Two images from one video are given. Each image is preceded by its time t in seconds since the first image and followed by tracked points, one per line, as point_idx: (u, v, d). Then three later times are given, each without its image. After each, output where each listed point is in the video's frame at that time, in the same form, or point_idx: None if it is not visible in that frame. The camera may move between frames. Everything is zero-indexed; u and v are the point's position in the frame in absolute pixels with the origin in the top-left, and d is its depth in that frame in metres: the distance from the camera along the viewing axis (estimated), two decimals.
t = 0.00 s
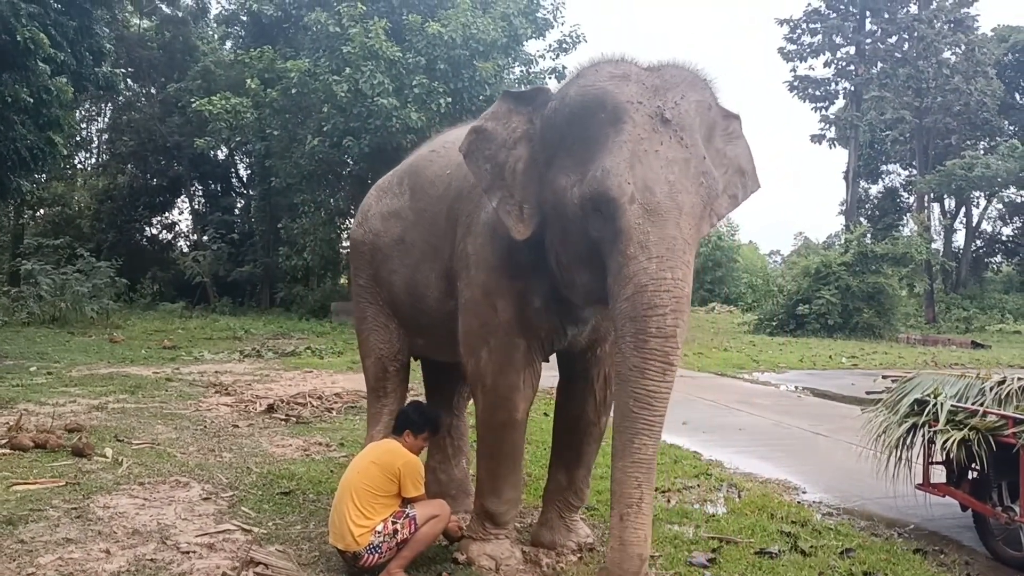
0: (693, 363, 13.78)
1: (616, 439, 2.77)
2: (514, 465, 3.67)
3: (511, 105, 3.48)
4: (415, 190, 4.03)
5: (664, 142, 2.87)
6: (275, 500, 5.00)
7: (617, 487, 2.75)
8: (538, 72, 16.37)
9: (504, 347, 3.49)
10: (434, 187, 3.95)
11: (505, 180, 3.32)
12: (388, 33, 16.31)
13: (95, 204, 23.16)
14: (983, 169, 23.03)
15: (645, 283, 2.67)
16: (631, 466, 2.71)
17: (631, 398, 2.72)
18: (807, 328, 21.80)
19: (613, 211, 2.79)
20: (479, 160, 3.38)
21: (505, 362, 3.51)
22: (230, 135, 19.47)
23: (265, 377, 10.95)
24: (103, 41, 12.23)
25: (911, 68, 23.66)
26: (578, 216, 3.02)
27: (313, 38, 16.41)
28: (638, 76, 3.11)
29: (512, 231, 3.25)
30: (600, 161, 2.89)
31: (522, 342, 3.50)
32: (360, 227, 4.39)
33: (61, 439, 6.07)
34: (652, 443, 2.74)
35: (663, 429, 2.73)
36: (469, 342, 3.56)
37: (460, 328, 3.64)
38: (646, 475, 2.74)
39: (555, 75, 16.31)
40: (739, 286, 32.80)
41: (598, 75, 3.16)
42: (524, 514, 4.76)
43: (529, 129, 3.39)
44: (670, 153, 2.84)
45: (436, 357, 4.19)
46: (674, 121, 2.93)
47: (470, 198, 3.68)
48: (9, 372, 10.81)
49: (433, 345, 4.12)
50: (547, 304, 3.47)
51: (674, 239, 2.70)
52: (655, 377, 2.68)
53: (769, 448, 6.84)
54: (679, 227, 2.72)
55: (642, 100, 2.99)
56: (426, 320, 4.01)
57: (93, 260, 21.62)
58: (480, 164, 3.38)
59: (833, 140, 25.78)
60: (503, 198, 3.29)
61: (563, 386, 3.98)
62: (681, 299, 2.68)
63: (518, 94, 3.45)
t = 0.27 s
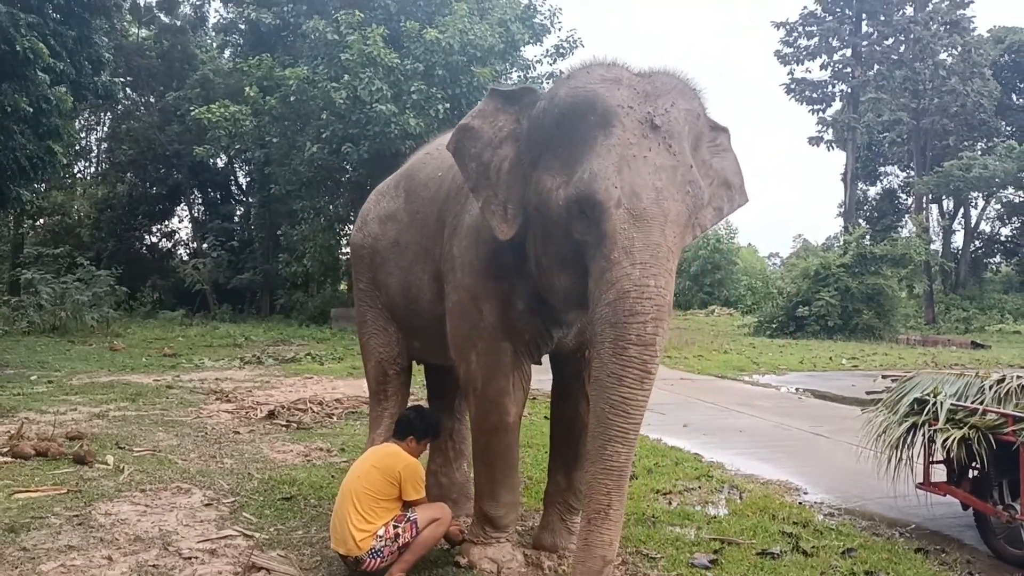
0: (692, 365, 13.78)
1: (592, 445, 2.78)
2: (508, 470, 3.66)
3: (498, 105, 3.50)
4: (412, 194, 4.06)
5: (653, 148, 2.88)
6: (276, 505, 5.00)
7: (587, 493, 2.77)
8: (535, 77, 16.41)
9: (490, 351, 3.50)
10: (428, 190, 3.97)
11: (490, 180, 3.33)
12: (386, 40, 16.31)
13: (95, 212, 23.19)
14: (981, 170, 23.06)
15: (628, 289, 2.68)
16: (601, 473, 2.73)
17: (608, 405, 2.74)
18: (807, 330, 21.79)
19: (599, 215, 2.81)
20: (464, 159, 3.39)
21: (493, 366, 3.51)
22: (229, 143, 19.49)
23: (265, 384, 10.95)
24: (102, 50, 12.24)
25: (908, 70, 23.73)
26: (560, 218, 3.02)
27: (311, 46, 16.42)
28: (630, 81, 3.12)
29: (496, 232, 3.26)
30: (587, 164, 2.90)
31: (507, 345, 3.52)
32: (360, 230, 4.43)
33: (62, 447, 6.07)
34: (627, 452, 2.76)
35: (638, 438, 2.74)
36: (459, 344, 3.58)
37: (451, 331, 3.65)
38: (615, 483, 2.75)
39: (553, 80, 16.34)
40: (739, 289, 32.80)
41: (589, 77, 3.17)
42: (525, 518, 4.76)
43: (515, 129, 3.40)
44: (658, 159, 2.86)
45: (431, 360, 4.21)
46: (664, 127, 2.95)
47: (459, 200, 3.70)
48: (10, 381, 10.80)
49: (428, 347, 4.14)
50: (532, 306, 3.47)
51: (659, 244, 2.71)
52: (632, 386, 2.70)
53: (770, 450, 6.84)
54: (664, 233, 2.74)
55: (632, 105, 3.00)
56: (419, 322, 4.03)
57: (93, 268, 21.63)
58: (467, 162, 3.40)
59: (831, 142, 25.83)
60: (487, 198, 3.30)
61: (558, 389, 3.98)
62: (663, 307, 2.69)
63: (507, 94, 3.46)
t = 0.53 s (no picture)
0: (694, 374, 13.74)
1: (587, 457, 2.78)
2: (504, 479, 3.63)
3: (496, 108, 3.46)
4: (405, 202, 4.07)
5: (657, 158, 2.89)
6: (276, 515, 4.98)
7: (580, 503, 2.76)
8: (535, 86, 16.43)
9: (482, 359, 3.51)
10: (420, 198, 3.97)
11: (486, 185, 3.31)
12: (386, 51, 16.31)
13: (95, 224, 23.21)
14: (982, 176, 23.07)
15: (630, 298, 2.69)
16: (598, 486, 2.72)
17: (606, 416, 2.74)
18: (809, 337, 21.75)
19: (603, 222, 2.81)
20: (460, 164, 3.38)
21: (486, 374, 3.51)
22: (229, 153, 19.49)
23: (266, 394, 10.93)
24: (101, 62, 12.22)
25: (907, 77, 23.78)
26: (559, 224, 3.01)
27: (311, 57, 16.45)
28: (635, 91, 3.12)
29: (490, 238, 3.25)
30: (592, 170, 2.90)
31: (499, 354, 3.52)
32: (357, 239, 4.44)
33: (62, 458, 6.06)
34: (624, 463, 2.75)
35: (633, 450, 2.74)
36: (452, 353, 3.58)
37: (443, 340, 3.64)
38: (612, 495, 2.74)
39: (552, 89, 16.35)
40: (740, 297, 32.75)
41: (596, 84, 3.16)
42: (526, 527, 4.74)
43: (515, 134, 3.38)
44: (663, 170, 2.87)
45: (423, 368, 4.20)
46: (668, 138, 2.97)
47: (449, 207, 3.70)
48: (10, 393, 10.78)
49: (420, 355, 4.13)
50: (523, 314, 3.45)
51: (660, 255, 2.73)
52: (630, 396, 2.71)
53: (771, 457, 6.82)
54: (666, 243, 2.76)
55: (638, 114, 3.01)
56: (411, 330, 4.04)
57: (93, 280, 21.62)
58: (459, 167, 3.38)
59: (831, 150, 25.84)
60: (483, 204, 3.29)
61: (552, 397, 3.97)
62: (662, 317, 2.71)
63: (505, 98, 3.43)
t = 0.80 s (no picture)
0: (696, 382, 13.71)
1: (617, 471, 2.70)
2: (504, 488, 3.63)
3: (508, 117, 3.39)
4: (400, 212, 4.06)
5: (680, 171, 2.93)
6: (278, 525, 4.98)
7: (614, 519, 2.66)
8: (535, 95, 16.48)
9: (481, 369, 3.50)
10: (415, 207, 3.97)
11: (501, 196, 3.24)
12: (386, 61, 16.36)
13: (97, 235, 23.26)
14: (982, 183, 23.10)
15: (660, 307, 2.69)
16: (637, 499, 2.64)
17: (637, 428, 2.69)
18: (810, 345, 21.74)
19: (632, 232, 2.81)
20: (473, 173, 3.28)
21: (486, 384, 3.51)
22: (231, 164, 19.53)
23: (268, 404, 10.93)
24: (103, 73, 12.26)
25: (907, 84, 23.85)
26: (581, 233, 2.98)
27: (312, 67, 16.51)
28: (655, 103, 3.15)
29: (505, 248, 3.20)
30: (619, 180, 2.89)
31: (497, 363, 3.52)
32: (352, 249, 4.43)
33: (64, 469, 6.06)
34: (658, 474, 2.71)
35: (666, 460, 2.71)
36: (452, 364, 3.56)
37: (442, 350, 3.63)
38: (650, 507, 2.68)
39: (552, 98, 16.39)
40: (741, 304, 32.73)
41: (620, 96, 3.17)
42: (528, 536, 4.73)
43: (531, 143, 3.32)
44: (686, 184, 2.91)
45: (420, 377, 4.20)
46: (690, 153, 3.01)
47: (444, 217, 3.69)
48: (12, 404, 10.78)
49: (416, 364, 4.14)
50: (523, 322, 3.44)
51: (687, 267, 2.76)
52: (664, 406, 2.68)
53: (772, 465, 6.81)
54: (692, 254, 2.79)
55: (662, 126, 3.03)
56: (408, 340, 4.04)
57: (95, 290, 21.65)
58: (469, 176, 3.28)
59: (831, 157, 25.88)
60: (497, 214, 3.22)
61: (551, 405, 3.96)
62: (689, 327, 2.72)
63: (518, 106, 3.36)
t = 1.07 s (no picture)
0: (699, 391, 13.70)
1: (681, 482, 2.63)
2: (508, 496, 3.62)
3: (543, 127, 3.27)
4: (398, 222, 4.05)
5: (714, 183, 3.02)
6: (281, 535, 4.98)
7: (698, 528, 2.54)
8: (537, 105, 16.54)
9: (486, 379, 3.48)
10: (413, 217, 3.96)
11: (539, 207, 3.13)
12: (388, 72, 16.43)
13: (100, 245, 23.32)
14: (984, 192, 23.12)
15: (710, 312, 2.75)
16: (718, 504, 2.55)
17: (698, 436, 2.66)
18: (812, 353, 21.73)
19: (678, 240, 2.86)
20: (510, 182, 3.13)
21: (491, 393, 3.50)
22: (234, 174, 19.60)
23: (271, 413, 10.93)
24: (107, 85, 12.31)
25: (907, 93, 23.94)
26: (622, 241, 2.97)
27: (315, 78, 16.58)
28: (685, 115, 3.22)
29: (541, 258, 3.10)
30: (664, 188, 2.94)
31: (503, 373, 3.50)
32: (347, 260, 4.40)
33: (67, 479, 6.07)
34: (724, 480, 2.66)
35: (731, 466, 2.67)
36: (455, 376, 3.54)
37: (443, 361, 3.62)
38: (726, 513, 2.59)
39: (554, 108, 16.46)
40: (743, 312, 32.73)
41: (656, 108, 3.22)
42: (531, 545, 4.74)
43: (565, 153, 3.22)
44: (720, 196, 3.00)
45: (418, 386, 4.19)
46: (719, 167, 3.10)
47: (446, 226, 3.67)
48: (15, 414, 10.79)
49: (414, 374, 4.12)
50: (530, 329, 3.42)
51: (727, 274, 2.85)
52: (722, 410, 2.68)
53: (775, 474, 6.81)
54: (731, 263, 2.88)
55: (697, 138, 3.11)
56: (408, 351, 4.03)
57: (98, 301, 21.70)
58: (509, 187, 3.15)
59: (833, 166, 25.92)
60: (535, 224, 3.11)
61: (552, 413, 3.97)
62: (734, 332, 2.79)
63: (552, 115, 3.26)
